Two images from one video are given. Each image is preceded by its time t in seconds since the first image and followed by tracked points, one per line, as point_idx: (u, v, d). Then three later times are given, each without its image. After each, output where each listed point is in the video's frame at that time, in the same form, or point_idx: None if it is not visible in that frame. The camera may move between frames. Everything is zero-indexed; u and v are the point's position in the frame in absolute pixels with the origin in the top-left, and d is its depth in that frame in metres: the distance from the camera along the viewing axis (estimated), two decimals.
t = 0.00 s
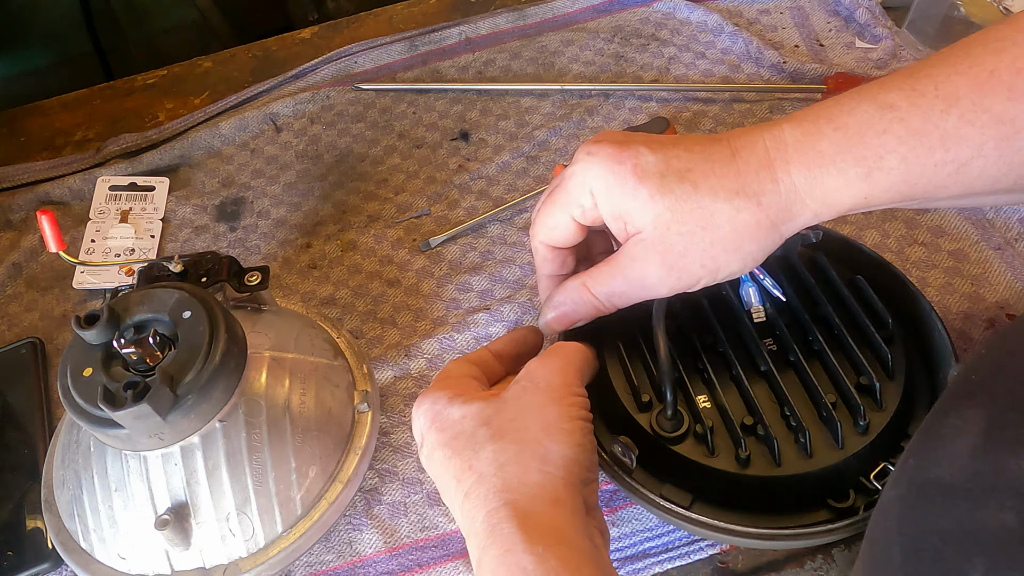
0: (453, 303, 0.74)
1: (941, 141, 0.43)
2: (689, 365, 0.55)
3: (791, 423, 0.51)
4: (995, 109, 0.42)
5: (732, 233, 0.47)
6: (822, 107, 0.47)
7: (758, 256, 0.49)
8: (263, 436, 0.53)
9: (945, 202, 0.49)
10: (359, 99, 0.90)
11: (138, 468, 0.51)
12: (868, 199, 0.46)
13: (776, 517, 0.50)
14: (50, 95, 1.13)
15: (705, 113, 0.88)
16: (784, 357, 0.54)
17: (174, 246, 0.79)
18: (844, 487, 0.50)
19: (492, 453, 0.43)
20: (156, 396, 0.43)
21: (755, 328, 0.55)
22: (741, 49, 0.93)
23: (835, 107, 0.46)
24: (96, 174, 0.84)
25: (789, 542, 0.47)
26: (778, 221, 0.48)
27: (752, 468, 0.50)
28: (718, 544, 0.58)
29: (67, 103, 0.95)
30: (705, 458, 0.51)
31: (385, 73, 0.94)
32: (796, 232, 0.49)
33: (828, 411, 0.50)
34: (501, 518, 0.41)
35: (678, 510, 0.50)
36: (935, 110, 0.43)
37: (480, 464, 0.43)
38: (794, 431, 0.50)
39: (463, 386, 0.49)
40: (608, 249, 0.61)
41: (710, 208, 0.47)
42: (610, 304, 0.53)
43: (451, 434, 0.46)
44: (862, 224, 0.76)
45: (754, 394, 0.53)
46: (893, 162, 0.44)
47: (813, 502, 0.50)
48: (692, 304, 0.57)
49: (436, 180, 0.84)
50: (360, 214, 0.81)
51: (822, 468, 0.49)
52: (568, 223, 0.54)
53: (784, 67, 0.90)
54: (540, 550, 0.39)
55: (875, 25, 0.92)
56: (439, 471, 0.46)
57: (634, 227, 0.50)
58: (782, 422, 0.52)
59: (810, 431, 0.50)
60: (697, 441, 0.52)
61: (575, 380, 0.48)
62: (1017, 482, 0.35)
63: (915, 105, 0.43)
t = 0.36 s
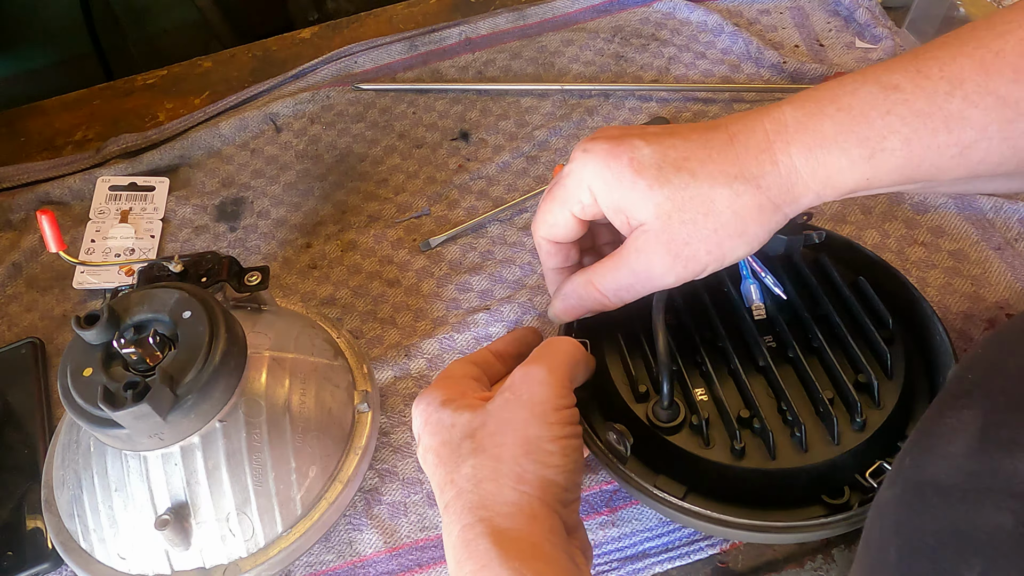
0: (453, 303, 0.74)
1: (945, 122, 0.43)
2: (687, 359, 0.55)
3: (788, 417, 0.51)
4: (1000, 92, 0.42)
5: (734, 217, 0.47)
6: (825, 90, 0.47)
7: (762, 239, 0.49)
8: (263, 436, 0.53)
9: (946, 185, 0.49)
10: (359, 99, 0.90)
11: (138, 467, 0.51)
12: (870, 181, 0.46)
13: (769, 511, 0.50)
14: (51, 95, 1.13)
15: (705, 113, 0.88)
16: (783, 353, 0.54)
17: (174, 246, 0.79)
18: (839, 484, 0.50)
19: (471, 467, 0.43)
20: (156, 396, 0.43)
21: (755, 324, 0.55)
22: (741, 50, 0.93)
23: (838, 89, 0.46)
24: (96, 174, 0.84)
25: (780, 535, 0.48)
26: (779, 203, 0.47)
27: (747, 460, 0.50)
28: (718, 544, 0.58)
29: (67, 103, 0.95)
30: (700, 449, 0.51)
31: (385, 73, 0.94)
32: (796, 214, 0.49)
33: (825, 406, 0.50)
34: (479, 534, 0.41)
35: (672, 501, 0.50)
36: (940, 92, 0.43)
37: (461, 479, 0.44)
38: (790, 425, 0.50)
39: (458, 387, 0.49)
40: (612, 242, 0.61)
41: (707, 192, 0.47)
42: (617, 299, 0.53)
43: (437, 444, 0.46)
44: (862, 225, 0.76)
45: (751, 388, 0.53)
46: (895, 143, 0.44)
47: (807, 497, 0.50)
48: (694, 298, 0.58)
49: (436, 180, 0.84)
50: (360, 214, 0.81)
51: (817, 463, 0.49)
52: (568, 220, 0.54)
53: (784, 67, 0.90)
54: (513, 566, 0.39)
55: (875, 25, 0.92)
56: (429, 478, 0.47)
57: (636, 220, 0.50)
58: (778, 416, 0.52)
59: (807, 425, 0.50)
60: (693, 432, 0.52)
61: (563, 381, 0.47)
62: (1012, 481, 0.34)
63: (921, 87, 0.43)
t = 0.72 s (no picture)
0: (453, 303, 0.74)
1: (951, 133, 0.43)
2: (687, 357, 0.55)
3: (786, 415, 0.51)
4: (1006, 104, 0.42)
5: (742, 226, 0.47)
6: (831, 101, 0.47)
7: (767, 248, 0.49)
8: (263, 436, 0.53)
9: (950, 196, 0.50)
10: (359, 99, 0.90)
11: (138, 468, 0.51)
12: (876, 191, 0.46)
13: (767, 508, 0.50)
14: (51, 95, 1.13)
15: (705, 113, 0.88)
16: (783, 351, 0.54)
17: (174, 246, 0.79)
18: (838, 482, 0.49)
19: (511, 437, 0.43)
20: (156, 396, 0.43)
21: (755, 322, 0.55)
22: (741, 49, 0.93)
23: (844, 100, 0.46)
24: (96, 174, 0.84)
25: (777, 532, 0.48)
26: (786, 213, 0.48)
27: (745, 457, 0.50)
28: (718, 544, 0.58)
29: (67, 103, 0.95)
30: (698, 446, 0.51)
31: (385, 73, 0.94)
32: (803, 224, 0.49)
33: (823, 404, 0.50)
34: (523, 499, 0.41)
35: (669, 496, 0.50)
36: (946, 103, 0.43)
37: (501, 449, 0.43)
38: (788, 422, 0.50)
39: (477, 377, 0.49)
40: (614, 242, 0.61)
41: (717, 202, 0.47)
42: (619, 302, 0.53)
43: (466, 421, 0.45)
44: (862, 224, 0.76)
45: (750, 385, 0.53)
46: (902, 154, 0.44)
47: (805, 495, 0.50)
48: (694, 297, 0.58)
49: (436, 180, 0.84)
50: (360, 214, 0.81)
51: (814, 461, 0.49)
52: (573, 219, 0.54)
53: (784, 67, 0.90)
54: (563, 530, 0.39)
55: (875, 25, 0.92)
56: (454, 459, 0.46)
57: (644, 226, 0.49)
58: (777, 414, 0.51)
59: (805, 423, 0.50)
60: (691, 429, 0.52)
61: (585, 364, 0.49)
62: (1015, 479, 0.35)
63: (926, 98, 0.44)
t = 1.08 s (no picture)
0: (453, 303, 0.74)
1: (955, 133, 0.43)
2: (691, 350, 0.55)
3: (788, 411, 0.51)
4: (1010, 107, 0.42)
5: (742, 219, 0.47)
6: (837, 106, 0.47)
7: (767, 245, 0.49)
8: (263, 436, 0.53)
9: (959, 207, 0.49)
10: (359, 99, 0.90)
11: (138, 468, 0.51)
12: (882, 192, 0.46)
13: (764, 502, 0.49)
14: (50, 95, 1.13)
15: (705, 113, 0.88)
16: (786, 350, 0.54)
17: (174, 246, 0.79)
18: (836, 481, 0.49)
19: (523, 415, 0.43)
20: (156, 396, 0.43)
21: (760, 320, 0.55)
22: (741, 49, 0.93)
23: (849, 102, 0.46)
24: (96, 174, 0.83)
25: (773, 527, 0.48)
26: (785, 210, 0.47)
27: (745, 451, 0.50)
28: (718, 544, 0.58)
29: (67, 103, 0.95)
30: (699, 437, 0.51)
31: (385, 73, 0.93)
32: (806, 226, 0.49)
33: (825, 401, 0.50)
34: (537, 474, 0.41)
35: (667, 487, 0.50)
36: (949, 105, 0.43)
37: (514, 427, 0.43)
38: (790, 418, 0.50)
39: (485, 369, 0.48)
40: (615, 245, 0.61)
41: (718, 194, 0.47)
42: (617, 296, 0.52)
43: (477, 403, 0.46)
44: (862, 224, 0.76)
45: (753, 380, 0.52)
46: (906, 154, 0.44)
47: (804, 491, 0.50)
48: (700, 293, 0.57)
49: (436, 180, 0.84)
50: (360, 214, 0.81)
51: (815, 457, 0.49)
52: (578, 203, 0.53)
53: (784, 67, 0.90)
54: (578, 502, 0.39)
55: (875, 25, 0.92)
56: (469, 441, 0.46)
57: (646, 218, 0.50)
58: (779, 410, 0.51)
59: (806, 420, 0.50)
60: (692, 420, 0.51)
61: (590, 333, 0.48)
62: (1006, 474, 0.34)
63: (931, 102, 0.43)
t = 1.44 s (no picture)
0: (453, 303, 0.74)
1: (950, 111, 0.43)
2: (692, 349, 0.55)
3: (788, 412, 0.50)
4: (1002, 84, 0.42)
5: (744, 195, 0.47)
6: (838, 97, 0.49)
7: (769, 226, 0.49)
8: (263, 436, 0.53)
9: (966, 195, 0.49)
10: (359, 100, 0.90)
11: (138, 468, 0.51)
12: (882, 171, 0.46)
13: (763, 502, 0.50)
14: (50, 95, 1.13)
15: (705, 113, 0.88)
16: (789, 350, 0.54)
17: (174, 246, 0.79)
18: (836, 483, 0.49)
19: (538, 409, 0.43)
20: (156, 396, 0.43)
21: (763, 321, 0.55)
22: (741, 50, 0.93)
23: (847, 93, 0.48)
24: (96, 174, 0.84)
25: (770, 525, 0.49)
26: (787, 190, 0.48)
27: (745, 450, 0.49)
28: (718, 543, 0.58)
29: (67, 103, 0.95)
30: (699, 436, 0.51)
31: (385, 73, 0.93)
32: (808, 211, 0.49)
33: (826, 403, 0.50)
34: (550, 463, 0.40)
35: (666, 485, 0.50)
36: (942, 86, 0.44)
37: (529, 417, 0.44)
38: (790, 418, 0.50)
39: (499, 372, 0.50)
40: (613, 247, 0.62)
41: (720, 170, 0.48)
42: (619, 281, 0.51)
43: (495, 405, 0.46)
44: (862, 225, 0.76)
45: (755, 380, 0.52)
46: (902, 132, 0.44)
47: (803, 492, 0.50)
48: (704, 294, 0.57)
49: (436, 180, 0.84)
50: (360, 214, 0.81)
51: (814, 458, 0.48)
52: (583, 187, 0.55)
53: (784, 67, 0.90)
54: (590, 482, 0.38)
55: (875, 25, 0.92)
56: (495, 445, 0.47)
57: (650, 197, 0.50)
58: (780, 410, 0.51)
59: (807, 420, 0.50)
60: (692, 420, 0.51)
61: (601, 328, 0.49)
62: (990, 460, 0.32)
63: (926, 86, 0.44)
